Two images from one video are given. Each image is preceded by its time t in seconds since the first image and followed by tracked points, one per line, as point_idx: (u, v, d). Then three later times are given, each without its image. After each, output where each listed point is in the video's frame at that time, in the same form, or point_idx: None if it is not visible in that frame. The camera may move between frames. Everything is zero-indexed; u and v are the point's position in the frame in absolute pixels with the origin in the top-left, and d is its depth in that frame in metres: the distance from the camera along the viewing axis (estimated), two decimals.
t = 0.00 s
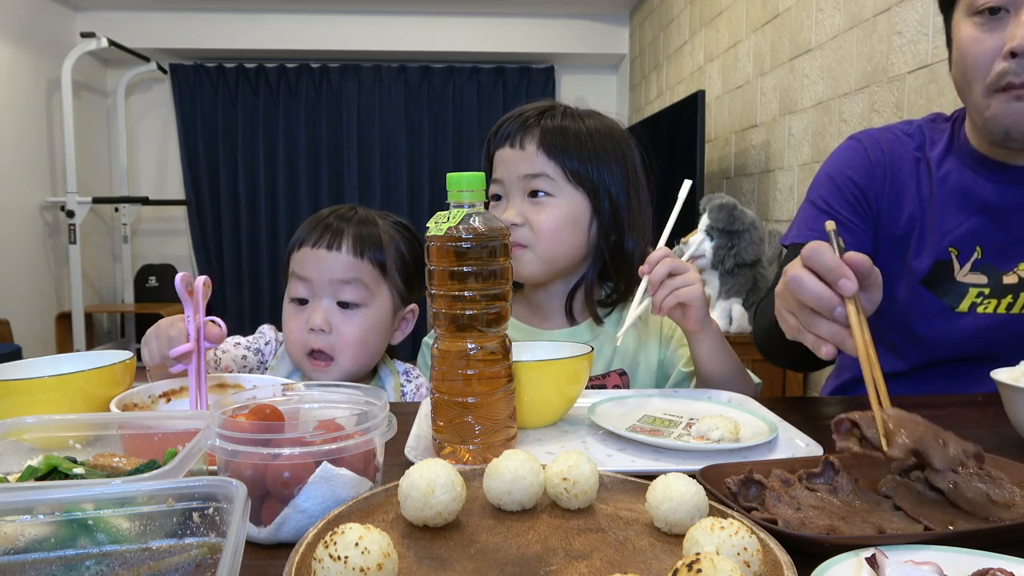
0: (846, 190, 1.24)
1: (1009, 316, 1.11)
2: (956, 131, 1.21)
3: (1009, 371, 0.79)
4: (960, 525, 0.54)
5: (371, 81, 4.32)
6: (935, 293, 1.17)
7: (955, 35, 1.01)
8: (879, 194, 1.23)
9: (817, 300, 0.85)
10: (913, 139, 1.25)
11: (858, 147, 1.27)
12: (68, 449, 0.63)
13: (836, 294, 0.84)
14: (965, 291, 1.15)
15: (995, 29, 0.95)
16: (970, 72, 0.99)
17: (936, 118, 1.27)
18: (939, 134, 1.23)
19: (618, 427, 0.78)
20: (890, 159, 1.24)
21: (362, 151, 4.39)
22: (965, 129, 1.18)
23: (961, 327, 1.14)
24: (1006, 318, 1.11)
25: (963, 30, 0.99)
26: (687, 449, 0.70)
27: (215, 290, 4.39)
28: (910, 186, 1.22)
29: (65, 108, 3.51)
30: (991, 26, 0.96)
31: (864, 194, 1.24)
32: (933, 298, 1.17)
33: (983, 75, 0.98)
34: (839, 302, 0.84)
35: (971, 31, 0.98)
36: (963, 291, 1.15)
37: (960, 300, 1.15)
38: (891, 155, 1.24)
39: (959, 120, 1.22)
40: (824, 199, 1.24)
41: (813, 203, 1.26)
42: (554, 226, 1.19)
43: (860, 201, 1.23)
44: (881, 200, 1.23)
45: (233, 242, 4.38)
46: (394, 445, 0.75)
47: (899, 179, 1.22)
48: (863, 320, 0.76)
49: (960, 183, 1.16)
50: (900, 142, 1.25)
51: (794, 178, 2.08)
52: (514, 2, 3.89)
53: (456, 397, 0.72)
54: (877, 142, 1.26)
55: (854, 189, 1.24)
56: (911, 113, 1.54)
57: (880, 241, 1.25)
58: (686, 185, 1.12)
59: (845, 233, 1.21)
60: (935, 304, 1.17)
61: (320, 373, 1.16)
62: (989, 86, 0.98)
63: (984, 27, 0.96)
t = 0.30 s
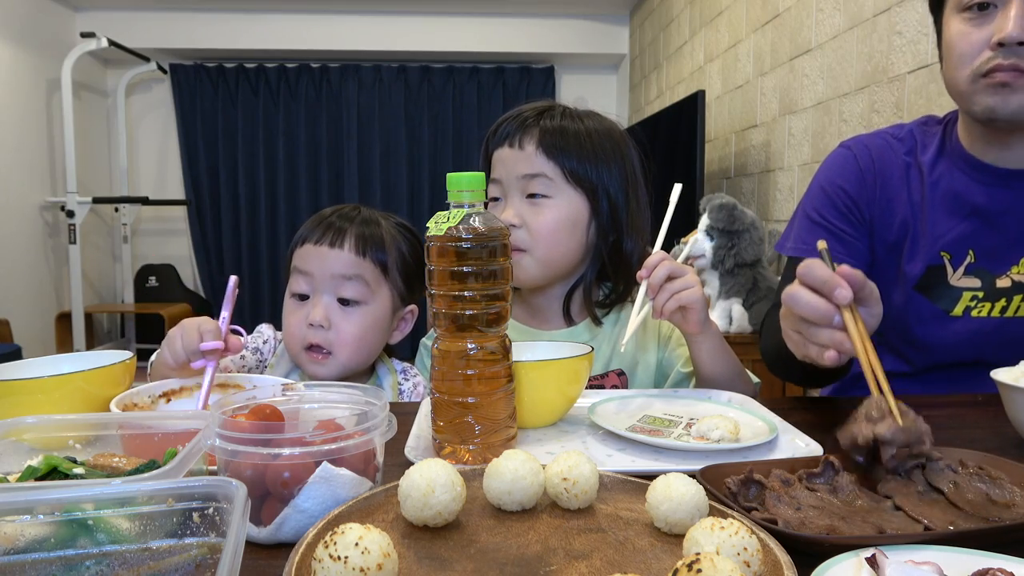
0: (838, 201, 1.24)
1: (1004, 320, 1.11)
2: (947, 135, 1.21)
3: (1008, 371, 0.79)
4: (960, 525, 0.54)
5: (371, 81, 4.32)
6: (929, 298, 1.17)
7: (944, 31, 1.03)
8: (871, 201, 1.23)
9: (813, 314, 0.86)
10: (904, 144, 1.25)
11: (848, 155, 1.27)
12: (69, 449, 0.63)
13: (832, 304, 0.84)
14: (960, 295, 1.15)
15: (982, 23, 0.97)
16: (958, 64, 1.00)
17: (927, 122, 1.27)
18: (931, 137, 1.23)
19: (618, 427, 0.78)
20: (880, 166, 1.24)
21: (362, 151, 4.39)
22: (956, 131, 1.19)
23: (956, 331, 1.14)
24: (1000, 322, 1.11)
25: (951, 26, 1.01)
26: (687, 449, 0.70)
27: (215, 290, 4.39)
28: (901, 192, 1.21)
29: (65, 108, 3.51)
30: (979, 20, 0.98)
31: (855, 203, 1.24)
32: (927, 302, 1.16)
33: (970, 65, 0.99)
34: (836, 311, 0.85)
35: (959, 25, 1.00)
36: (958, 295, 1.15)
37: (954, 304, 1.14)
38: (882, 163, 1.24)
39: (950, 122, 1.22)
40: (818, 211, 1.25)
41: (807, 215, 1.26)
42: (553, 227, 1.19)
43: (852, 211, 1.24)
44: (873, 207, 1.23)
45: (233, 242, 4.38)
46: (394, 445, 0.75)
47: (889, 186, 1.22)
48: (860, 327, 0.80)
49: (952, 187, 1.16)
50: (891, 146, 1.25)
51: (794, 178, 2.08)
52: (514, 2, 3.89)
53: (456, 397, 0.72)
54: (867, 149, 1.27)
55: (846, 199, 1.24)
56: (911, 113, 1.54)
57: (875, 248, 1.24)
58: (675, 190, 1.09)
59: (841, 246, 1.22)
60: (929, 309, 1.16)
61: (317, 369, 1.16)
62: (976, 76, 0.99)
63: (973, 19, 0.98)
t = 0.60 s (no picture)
0: (838, 205, 1.24)
1: (1005, 321, 1.11)
2: (945, 136, 1.21)
3: (1009, 371, 0.79)
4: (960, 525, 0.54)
5: (371, 81, 4.32)
6: (929, 299, 1.17)
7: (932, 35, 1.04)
8: (870, 204, 1.23)
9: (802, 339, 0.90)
10: (902, 146, 1.26)
11: (846, 159, 1.27)
12: (69, 449, 0.63)
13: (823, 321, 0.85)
14: (960, 296, 1.15)
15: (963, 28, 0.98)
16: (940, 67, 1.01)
17: (925, 123, 1.28)
18: (930, 138, 1.24)
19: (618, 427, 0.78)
20: (879, 169, 1.24)
21: (362, 151, 4.38)
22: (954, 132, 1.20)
23: (956, 333, 1.14)
24: (1002, 323, 1.11)
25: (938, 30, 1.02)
26: (687, 449, 0.70)
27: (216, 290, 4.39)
28: (901, 194, 1.21)
29: (65, 107, 3.51)
30: (960, 24, 0.99)
31: (855, 206, 1.23)
32: (926, 305, 1.16)
33: (950, 66, 0.99)
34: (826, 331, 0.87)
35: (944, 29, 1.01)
36: (958, 297, 1.15)
37: (955, 306, 1.15)
38: (880, 166, 1.24)
39: (948, 124, 1.23)
40: (817, 215, 1.24)
41: (806, 218, 1.26)
42: (555, 227, 1.19)
43: (852, 214, 1.23)
44: (873, 210, 1.23)
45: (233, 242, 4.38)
46: (394, 445, 0.75)
47: (887, 189, 1.22)
48: (851, 341, 0.79)
49: (952, 188, 1.16)
50: (888, 149, 1.26)
51: (793, 178, 2.08)
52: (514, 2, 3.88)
53: (456, 397, 0.72)
54: (865, 152, 1.27)
55: (846, 202, 1.23)
56: (911, 113, 1.54)
57: (876, 250, 1.24)
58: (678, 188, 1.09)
59: (843, 251, 1.21)
60: (929, 311, 1.16)
61: (315, 364, 1.16)
62: (953, 78, 0.99)
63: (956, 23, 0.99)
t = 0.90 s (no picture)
0: (841, 205, 1.24)
1: (1007, 320, 1.12)
2: (947, 134, 1.21)
3: (1008, 371, 0.79)
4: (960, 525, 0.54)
5: (371, 81, 4.32)
6: (931, 299, 1.17)
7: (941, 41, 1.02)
8: (873, 203, 1.23)
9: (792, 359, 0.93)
10: (903, 145, 1.26)
11: (848, 158, 1.28)
12: (69, 449, 0.63)
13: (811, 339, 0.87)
14: (961, 296, 1.15)
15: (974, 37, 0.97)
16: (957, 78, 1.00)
17: (926, 122, 1.28)
18: (931, 138, 1.24)
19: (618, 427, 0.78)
20: (881, 168, 1.24)
21: (362, 151, 4.38)
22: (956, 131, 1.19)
23: (957, 332, 1.14)
24: (1004, 322, 1.12)
25: (946, 37, 1.00)
26: (687, 449, 0.70)
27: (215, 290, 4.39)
28: (903, 193, 1.21)
29: (65, 107, 3.51)
30: (973, 33, 0.97)
31: (858, 206, 1.23)
32: (928, 304, 1.17)
33: (969, 79, 0.98)
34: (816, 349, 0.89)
35: (954, 37, 0.99)
36: (959, 296, 1.15)
37: (956, 305, 1.15)
38: (883, 164, 1.24)
39: (950, 122, 1.23)
40: (821, 215, 1.25)
41: (809, 218, 1.26)
42: (557, 227, 1.19)
43: (855, 213, 1.23)
44: (876, 209, 1.23)
45: (233, 242, 4.38)
46: (394, 445, 0.75)
47: (890, 187, 1.22)
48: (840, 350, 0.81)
49: (954, 187, 1.16)
50: (890, 148, 1.26)
51: (794, 178, 2.08)
52: (515, 2, 3.88)
53: (456, 397, 0.72)
54: (867, 151, 1.27)
55: (848, 202, 1.24)
56: (911, 113, 1.54)
57: (880, 249, 1.24)
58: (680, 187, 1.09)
59: (847, 251, 1.21)
60: (930, 310, 1.16)
61: (311, 365, 1.16)
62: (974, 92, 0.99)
63: (969, 31, 0.97)
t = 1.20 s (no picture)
0: (843, 205, 1.24)
1: (1009, 320, 1.11)
2: (949, 135, 1.21)
3: (1010, 371, 0.79)
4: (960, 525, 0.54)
5: (371, 81, 4.31)
6: (933, 298, 1.17)
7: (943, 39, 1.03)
8: (875, 203, 1.23)
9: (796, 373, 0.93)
10: (905, 145, 1.26)
11: (850, 158, 1.28)
12: (69, 449, 0.63)
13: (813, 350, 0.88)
14: (963, 296, 1.15)
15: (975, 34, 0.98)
16: (955, 74, 1.01)
17: (928, 122, 1.28)
18: (933, 137, 1.24)
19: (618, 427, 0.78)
20: (883, 168, 1.24)
21: (362, 151, 4.38)
22: (959, 130, 1.19)
23: (958, 333, 1.14)
24: (1006, 323, 1.11)
25: (948, 36, 1.01)
26: (687, 449, 0.70)
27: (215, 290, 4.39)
28: (905, 193, 1.21)
29: (65, 107, 3.51)
30: (973, 31, 0.98)
31: (861, 206, 1.23)
32: (932, 304, 1.17)
33: (966, 75, 0.99)
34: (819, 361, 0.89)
35: (954, 36, 1.00)
36: (961, 296, 1.15)
37: (958, 306, 1.15)
38: (885, 164, 1.24)
39: (952, 123, 1.23)
40: (823, 216, 1.25)
41: (812, 219, 1.26)
42: (559, 227, 1.19)
43: (858, 213, 1.23)
44: (878, 209, 1.23)
45: (233, 242, 4.38)
46: (394, 444, 0.75)
47: (893, 186, 1.22)
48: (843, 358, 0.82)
49: (957, 187, 1.16)
50: (893, 148, 1.26)
51: (794, 178, 2.08)
52: (515, 2, 3.88)
53: (456, 397, 0.72)
54: (869, 151, 1.27)
55: (850, 202, 1.24)
56: (910, 113, 1.54)
57: (883, 249, 1.24)
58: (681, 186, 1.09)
59: (849, 251, 1.21)
60: (933, 310, 1.16)
61: (310, 365, 1.16)
62: (971, 87, 1.00)
63: (969, 30, 0.98)
